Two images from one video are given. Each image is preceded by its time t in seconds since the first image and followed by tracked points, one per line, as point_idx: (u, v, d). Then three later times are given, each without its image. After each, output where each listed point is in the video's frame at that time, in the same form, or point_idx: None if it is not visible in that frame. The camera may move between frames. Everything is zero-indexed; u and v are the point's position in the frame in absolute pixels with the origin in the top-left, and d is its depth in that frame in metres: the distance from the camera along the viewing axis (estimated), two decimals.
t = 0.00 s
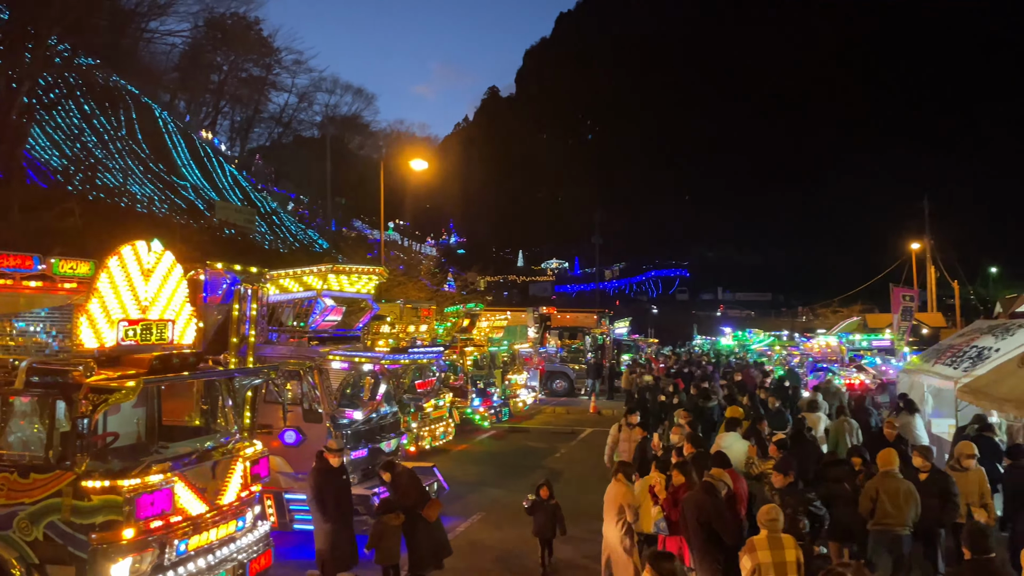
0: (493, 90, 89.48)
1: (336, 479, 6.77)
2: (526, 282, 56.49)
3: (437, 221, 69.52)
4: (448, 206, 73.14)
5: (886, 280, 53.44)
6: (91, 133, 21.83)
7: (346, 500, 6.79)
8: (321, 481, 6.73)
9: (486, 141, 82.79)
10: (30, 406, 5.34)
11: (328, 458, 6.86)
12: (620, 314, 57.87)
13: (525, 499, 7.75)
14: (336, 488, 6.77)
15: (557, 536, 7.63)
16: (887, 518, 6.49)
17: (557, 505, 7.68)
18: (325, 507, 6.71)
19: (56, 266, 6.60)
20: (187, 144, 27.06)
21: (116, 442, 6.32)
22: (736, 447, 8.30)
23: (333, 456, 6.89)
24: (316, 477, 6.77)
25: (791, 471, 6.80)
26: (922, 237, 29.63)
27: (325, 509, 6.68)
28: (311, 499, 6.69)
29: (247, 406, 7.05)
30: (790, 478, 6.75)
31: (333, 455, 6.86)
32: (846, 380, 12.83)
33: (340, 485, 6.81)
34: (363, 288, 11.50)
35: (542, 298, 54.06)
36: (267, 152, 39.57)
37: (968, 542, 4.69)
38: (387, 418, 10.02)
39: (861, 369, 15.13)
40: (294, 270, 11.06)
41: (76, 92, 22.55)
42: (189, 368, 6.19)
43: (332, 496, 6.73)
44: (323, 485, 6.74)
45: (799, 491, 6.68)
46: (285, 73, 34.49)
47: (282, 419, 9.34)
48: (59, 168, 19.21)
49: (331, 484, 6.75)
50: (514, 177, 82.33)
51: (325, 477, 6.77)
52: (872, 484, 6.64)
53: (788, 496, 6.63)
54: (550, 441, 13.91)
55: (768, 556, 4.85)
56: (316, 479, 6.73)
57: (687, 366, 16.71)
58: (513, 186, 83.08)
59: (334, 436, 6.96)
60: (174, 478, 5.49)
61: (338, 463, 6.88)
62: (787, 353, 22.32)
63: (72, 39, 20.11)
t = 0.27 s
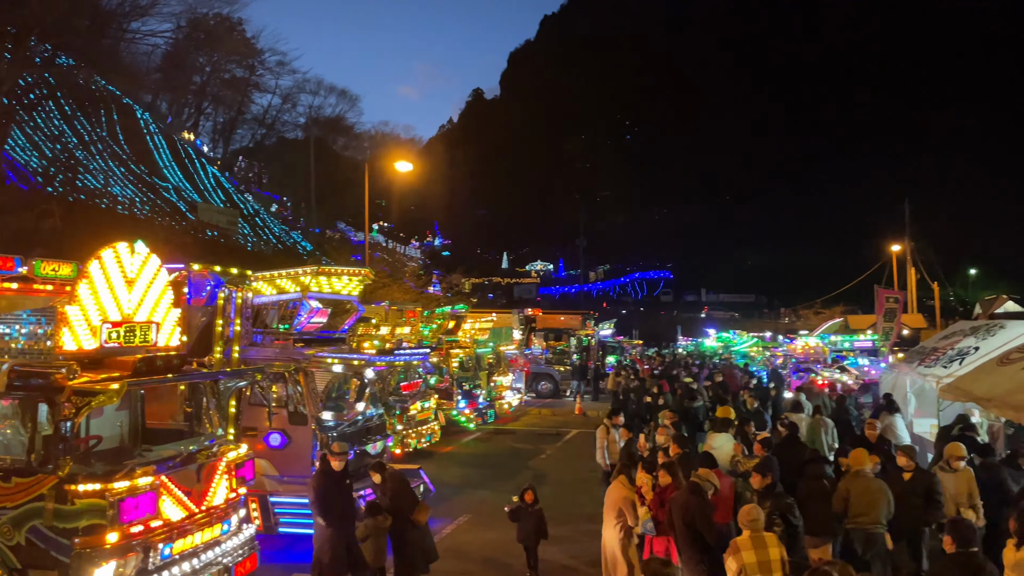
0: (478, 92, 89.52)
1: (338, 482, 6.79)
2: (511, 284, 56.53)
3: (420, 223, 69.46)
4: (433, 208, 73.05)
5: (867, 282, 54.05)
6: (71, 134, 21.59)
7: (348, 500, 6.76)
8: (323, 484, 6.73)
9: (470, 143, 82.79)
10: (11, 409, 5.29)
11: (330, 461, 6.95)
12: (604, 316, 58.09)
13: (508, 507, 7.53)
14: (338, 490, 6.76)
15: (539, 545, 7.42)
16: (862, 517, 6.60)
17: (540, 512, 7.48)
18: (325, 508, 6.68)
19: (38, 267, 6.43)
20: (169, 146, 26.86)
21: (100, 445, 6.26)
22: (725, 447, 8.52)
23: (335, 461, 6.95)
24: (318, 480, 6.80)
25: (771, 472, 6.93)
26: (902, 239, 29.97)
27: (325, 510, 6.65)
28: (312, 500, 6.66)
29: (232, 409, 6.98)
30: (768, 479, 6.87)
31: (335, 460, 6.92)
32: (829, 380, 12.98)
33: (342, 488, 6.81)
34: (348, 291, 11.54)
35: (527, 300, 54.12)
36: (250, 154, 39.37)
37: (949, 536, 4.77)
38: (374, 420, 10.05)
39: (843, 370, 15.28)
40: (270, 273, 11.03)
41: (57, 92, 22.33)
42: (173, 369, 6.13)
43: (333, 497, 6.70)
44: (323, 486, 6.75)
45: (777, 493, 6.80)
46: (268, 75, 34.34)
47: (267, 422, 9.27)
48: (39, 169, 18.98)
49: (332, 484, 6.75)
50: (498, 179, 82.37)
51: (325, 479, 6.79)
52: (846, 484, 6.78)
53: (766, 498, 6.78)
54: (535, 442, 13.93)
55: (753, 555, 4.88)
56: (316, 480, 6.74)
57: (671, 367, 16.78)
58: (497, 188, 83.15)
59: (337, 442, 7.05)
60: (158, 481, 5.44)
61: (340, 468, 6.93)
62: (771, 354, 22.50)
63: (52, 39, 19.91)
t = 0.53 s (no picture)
0: (462, 96, 89.53)
1: (352, 487, 6.66)
2: (496, 287, 56.49)
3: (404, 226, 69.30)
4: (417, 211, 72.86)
5: (849, 286, 54.58)
6: (52, 134, 21.21)
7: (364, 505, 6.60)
8: (337, 488, 6.58)
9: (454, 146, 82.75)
10: None
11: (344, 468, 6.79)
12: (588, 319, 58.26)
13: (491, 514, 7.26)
14: (353, 495, 6.62)
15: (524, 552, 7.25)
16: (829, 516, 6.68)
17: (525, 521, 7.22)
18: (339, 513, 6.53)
19: (21, 268, 6.45)
20: (151, 147, 26.61)
21: (84, 449, 6.18)
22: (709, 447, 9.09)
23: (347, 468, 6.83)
24: (331, 485, 6.66)
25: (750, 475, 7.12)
26: (884, 242, 30.28)
27: (340, 514, 6.50)
28: (327, 504, 6.51)
29: (217, 413, 6.90)
30: (749, 481, 7.09)
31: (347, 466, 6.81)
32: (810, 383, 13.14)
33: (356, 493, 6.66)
34: (334, 292, 11.57)
35: (512, 303, 54.15)
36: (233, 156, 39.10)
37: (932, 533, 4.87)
38: (360, 424, 10.22)
39: (826, 373, 15.40)
40: (261, 275, 11.05)
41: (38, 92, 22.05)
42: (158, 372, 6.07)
43: (346, 503, 6.57)
44: (336, 491, 6.60)
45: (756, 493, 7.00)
46: (252, 76, 34.14)
47: (253, 425, 9.33)
48: (19, 170, 18.58)
49: (347, 488, 6.64)
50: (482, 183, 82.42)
51: (338, 485, 6.63)
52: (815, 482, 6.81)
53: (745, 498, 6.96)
54: (521, 445, 13.94)
55: (737, 557, 4.89)
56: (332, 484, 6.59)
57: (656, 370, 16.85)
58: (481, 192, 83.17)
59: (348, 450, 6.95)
60: (144, 484, 5.40)
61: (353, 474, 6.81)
62: (755, 357, 22.67)
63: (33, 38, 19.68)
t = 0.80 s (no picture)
0: (446, 98, 89.54)
1: (360, 489, 6.62)
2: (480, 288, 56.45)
3: (388, 227, 69.13)
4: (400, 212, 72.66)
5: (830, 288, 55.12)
6: (32, 134, 20.93)
7: (372, 507, 6.62)
8: (345, 491, 6.60)
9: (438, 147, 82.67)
10: None
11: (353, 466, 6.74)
12: (572, 321, 58.39)
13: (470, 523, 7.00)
14: (361, 497, 6.60)
15: (504, 560, 7.06)
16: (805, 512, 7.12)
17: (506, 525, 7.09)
18: (347, 515, 6.56)
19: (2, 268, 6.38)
20: (132, 147, 26.36)
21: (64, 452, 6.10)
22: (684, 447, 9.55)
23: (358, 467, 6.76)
24: (340, 486, 6.67)
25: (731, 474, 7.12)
26: (865, 245, 30.59)
27: (348, 517, 6.53)
28: (335, 507, 6.54)
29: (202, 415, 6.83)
30: (727, 481, 7.06)
31: (357, 467, 6.74)
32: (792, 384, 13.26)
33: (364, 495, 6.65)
34: (318, 292, 11.62)
35: (496, 305, 54.16)
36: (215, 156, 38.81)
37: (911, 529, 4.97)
38: (344, 425, 10.24)
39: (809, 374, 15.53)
40: (242, 276, 11.12)
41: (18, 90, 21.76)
42: (142, 372, 6.00)
43: (354, 503, 6.56)
44: (343, 492, 6.61)
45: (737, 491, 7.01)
46: (235, 76, 33.93)
47: (237, 427, 9.33)
48: None
49: (354, 491, 6.61)
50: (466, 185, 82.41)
51: (345, 485, 6.65)
52: (791, 480, 7.23)
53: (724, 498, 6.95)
54: (506, 447, 13.93)
55: (719, 557, 4.94)
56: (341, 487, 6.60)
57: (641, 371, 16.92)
58: (464, 193, 83.15)
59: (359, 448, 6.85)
60: (127, 485, 5.35)
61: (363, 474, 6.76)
62: (738, 358, 22.81)
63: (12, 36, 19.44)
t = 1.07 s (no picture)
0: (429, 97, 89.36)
1: (367, 495, 6.74)
2: (465, 287, 56.37)
3: (372, 226, 68.85)
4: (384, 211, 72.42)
5: (813, 287, 55.55)
6: (11, 130, 20.67)
7: (379, 514, 6.73)
8: (353, 499, 6.73)
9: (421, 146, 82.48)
10: None
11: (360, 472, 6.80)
12: (556, 320, 58.47)
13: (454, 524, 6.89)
14: (368, 504, 6.74)
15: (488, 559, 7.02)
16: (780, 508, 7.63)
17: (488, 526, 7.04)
18: (354, 521, 6.70)
19: None
20: (113, 144, 26.09)
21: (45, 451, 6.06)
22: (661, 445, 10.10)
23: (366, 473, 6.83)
24: (347, 492, 6.79)
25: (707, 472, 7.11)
26: (847, 245, 30.81)
27: (355, 524, 6.68)
28: (341, 514, 6.69)
29: (184, 414, 6.76)
30: (703, 478, 7.20)
31: (363, 472, 6.82)
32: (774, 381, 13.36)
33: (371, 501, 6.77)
34: (305, 293, 11.79)
35: (481, 304, 54.10)
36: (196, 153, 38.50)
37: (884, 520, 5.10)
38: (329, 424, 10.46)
39: (792, 372, 15.63)
40: (226, 275, 11.19)
41: None
42: (125, 372, 5.88)
43: (361, 511, 6.68)
44: (351, 498, 6.73)
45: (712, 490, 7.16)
46: (217, 73, 33.67)
47: (220, 426, 9.33)
48: None
49: (361, 497, 6.73)
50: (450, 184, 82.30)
51: (353, 491, 6.75)
52: (768, 475, 7.76)
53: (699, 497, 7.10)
54: (491, 445, 13.94)
55: (702, 554, 4.96)
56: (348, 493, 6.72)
57: (625, 369, 16.96)
58: (448, 192, 83.03)
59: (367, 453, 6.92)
60: (110, 486, 5.30)
61: (371, 480, 6.83)
62: (721, 357, 22.95)
63: None
